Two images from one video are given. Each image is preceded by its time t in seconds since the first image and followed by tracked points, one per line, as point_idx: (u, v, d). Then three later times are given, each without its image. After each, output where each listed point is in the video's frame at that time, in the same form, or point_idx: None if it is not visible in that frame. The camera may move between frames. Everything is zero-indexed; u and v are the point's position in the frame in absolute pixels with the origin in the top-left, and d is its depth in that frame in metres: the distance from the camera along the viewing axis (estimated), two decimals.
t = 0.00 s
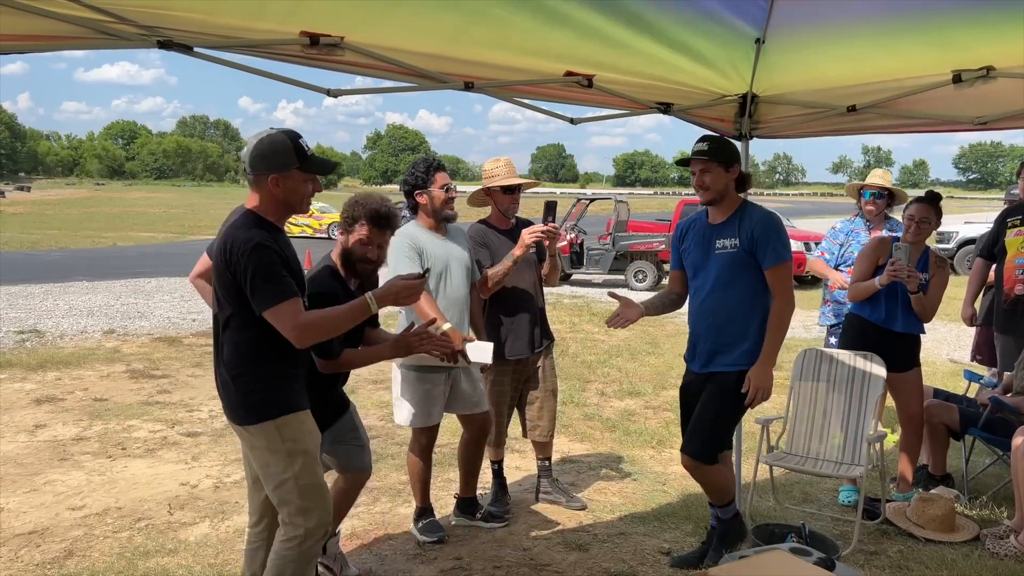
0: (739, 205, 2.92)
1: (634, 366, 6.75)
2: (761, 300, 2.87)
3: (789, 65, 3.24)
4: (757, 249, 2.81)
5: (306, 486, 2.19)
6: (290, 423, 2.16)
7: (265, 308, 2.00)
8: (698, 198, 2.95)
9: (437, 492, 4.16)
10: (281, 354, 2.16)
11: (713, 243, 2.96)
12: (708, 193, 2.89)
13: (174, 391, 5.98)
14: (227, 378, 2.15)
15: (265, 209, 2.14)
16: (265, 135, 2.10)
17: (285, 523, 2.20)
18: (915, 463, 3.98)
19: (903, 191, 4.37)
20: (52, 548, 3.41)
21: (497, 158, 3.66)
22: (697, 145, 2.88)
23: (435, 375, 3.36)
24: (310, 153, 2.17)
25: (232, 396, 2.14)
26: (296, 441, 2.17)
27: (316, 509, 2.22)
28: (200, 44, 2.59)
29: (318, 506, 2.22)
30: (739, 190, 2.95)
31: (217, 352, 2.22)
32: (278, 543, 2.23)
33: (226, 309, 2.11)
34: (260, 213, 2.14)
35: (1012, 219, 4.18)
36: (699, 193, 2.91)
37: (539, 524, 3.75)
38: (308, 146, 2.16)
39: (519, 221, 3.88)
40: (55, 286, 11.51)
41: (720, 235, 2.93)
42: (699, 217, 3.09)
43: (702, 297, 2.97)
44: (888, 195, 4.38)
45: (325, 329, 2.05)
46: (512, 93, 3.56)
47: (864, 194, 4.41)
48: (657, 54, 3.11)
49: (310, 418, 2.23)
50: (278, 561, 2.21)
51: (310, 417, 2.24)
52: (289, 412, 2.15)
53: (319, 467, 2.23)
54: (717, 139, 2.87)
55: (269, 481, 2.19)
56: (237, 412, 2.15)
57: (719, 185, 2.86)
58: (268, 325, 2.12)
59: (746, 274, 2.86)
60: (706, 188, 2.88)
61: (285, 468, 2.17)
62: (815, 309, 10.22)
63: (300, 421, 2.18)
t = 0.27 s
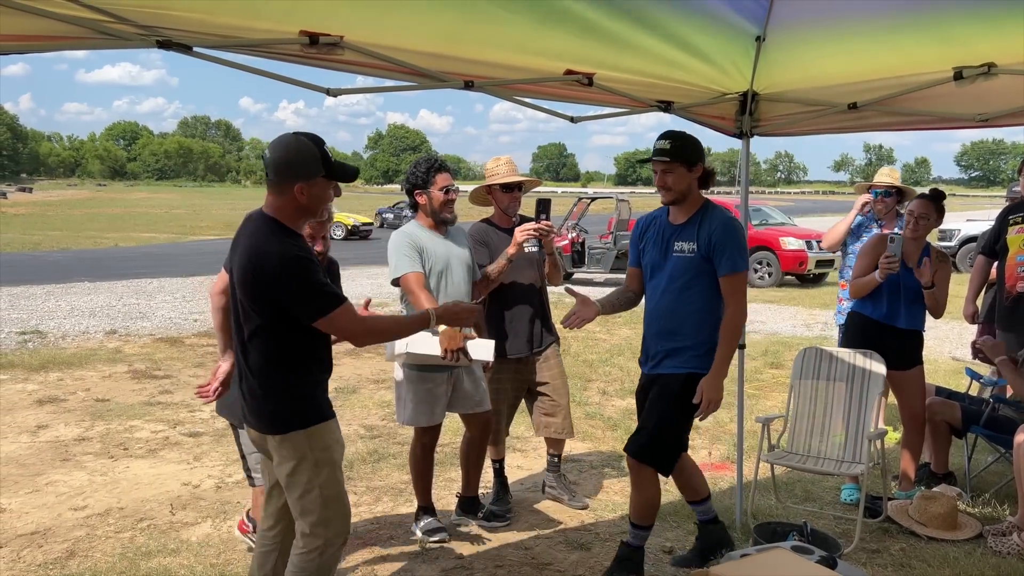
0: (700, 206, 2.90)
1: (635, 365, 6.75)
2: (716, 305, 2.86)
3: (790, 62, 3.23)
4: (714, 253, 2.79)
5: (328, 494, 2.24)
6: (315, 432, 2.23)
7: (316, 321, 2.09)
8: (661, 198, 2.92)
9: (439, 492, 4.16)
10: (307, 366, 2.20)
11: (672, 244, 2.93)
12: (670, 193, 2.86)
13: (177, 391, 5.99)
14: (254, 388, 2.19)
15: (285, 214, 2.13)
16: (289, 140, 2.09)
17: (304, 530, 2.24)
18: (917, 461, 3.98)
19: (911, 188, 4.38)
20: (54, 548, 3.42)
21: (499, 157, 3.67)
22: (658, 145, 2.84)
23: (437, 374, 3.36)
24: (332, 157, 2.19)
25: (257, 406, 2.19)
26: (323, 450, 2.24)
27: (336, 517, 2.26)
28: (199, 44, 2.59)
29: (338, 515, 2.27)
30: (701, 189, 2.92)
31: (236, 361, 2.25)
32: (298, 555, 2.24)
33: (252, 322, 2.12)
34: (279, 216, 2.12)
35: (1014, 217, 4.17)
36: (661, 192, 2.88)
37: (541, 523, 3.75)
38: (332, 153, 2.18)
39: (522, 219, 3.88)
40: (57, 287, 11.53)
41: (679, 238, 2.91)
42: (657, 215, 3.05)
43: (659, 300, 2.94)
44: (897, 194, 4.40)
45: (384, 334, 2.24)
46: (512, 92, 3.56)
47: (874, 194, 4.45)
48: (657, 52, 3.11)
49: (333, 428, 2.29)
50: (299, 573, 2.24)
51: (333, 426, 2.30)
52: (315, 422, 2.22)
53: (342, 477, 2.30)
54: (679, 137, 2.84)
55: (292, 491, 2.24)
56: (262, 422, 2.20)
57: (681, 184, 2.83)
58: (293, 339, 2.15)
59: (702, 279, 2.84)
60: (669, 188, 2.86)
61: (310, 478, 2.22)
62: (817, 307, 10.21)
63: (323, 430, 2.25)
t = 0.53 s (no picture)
0: (668, 194, 2.80)
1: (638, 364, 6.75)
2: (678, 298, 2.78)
3: (791, 60, 3.23)
4: (681, 245, 2.70)
5: (323, 498, 2.24)
6: (316, 436, 2.22)
7: (345, 312, 2.13)
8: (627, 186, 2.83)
9: (442, 490, 4.16)
10: (316, 366, 2.20)
11: (638, 234, 2.83)
12: (636, 181, 2.78)
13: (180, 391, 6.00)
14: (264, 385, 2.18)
15: (306, 209, 2.15)
16: (322, 137, 2.13)
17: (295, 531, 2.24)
18: (920, 459, 3.97)
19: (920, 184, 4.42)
20: (58, 547, 3.43)
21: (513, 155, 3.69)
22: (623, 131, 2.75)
23: (440, 372, 3.36)
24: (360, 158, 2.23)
25: (261, 405, 2.18)
26: (326, 453, 2.24)
27: (329, 522, 2.25)
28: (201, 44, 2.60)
29: (331, 520, 2.26)
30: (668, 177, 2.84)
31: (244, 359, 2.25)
32: (290, 557, 2.24)
33: (263, 320, 2.13)
34: (304, 212, 2.14)
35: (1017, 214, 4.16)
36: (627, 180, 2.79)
37: (544, 522, 3.75)
38: (362, 154, 2.23)
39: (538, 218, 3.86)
40: (61, 287, 11.55)
41: (645, 227, 2.81)
42: (622, 203, 2.95)
43: (623, 291, 2.85)
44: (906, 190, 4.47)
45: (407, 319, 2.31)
46: (514, 91, 3.56)
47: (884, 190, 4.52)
48: (659, 50, 3.11)
49: (337, 433, 2.28)
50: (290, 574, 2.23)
51: (337, 431, 2.29)
52: (321, 423, 2.22)
53: (342, 481, 2.29)
54: (645, 122, 2.75)
55: (291, 490, 2.24)
56: (264, 421, 2.19)
57: (646, 172, 2.74)
58: (304, 338, 2.15)
59: (666, 269, 2.76)
60: (634, 175, 2.77)
61: (310, 479, 2.23)
62: (819, 305, 10.20)
63: (325, 435, 2.24)
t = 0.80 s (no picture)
0: (625, 194, 2.74)
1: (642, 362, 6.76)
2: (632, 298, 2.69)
3: (796, 58, 3.22)
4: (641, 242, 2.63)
5: (327, 496, 2.24)
6: (324, 434, 2.22)
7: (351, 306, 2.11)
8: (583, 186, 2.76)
9: (446, 489, 4.17)
10: (329, 365, 2.21)
11: (597, 234, 2.74)
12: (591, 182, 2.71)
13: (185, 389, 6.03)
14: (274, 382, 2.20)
15: (326, 208, 2.17)
16: (340, 137, 2.14)
17: (299, 529, 2.24)
18: (925, 459, 3.96)
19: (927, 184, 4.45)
20: (64, 546, 3.44)
21: (552, 156, 3.68)
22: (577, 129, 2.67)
23: (444, 371, 3.37)
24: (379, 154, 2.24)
25: (274, 402, 2.20)
26: (331, 453, 2.24)
27: (333, 521, 2.25)
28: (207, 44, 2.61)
29: (335, 519, 2.26)
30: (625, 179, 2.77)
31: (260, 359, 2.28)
32: (292, 556, 2.24)
33: (275, 317, 2.16)
34: (322, 210, 2.16)
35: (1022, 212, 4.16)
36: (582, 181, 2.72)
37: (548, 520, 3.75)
38: (378, 150, 2.23)
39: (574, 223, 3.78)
40: (67, 287, 11.60)
41: (603, 228, 2.72)
42: (578, 203, 2.87)
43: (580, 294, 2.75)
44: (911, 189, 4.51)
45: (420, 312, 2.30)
46: (517, 90, 3.57)
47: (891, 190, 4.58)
48: (663, 49, 3.11)
49: (347, 433, 2.29)
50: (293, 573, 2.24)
51: (347, 432, 2.29)
52: (331, 423, 2.22)
53: (347, 482, 2.29)
54: (601, 120, 2.67)
55: (295, 487, 2.25)
56: (276, 419, 2.20)
57: (603, 171, 2.67)
58: (317, 335, 2.17)
59: (626, 271, 2.68)
60: (589, 175, 2.70)
61: (315, 477, 2.23)
62: (824, 304, 10.19)
63: (335, 434, 2.24)
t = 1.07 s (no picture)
0: (572, 193, 2.58)
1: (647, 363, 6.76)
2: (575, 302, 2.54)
3: (803, 58, 3.21)
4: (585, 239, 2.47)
5: (341, 491, 2.24)
6: (345, 428, 2.23)
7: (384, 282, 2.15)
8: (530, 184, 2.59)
9: (452, 489, 4.17)
10: (356, 355, 2.23)
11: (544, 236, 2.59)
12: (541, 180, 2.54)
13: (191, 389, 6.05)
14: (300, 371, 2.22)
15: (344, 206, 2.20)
16: (345, 136, 2.15)
17: (311, 521, 2.24)
18: (933, 460, 3.95)
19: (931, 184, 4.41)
20: (71, 545, 3.46)
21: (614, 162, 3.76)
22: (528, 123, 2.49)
23: (450, 371, 3.37)
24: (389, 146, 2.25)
25: (304, 393, 2.21)
26: (349, 447, 2.24)
27: (346, 516, 2.26)
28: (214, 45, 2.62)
29: (348, 514, 2.26)
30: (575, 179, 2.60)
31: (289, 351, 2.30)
32: (304, 549, 2.24)
33: (304, 307, 2.18)
34: (344, 206, 2.19)
35: None
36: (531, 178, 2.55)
37: (553, 521, 3.76)
38: (385, 141, 2.23)
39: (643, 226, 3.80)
40: (74, 286, 11.65)
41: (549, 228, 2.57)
42: (532, 202, 2.73)
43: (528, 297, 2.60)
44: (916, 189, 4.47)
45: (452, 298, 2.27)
46: (524, 90, 3.57)
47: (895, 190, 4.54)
48: (669, 50, 3.11)
49: (367, 429, 2.29)
50: (305, 566, 2.24)
51: (367, 428, 2.30)
52: (354, 417, 2.24)
53: (362, 478, 2.30)
54: (551, 115, 2.50)
55: (310, 480, 2.25)
56: (305, 409, 2.21)
57: (552, 169, 2.50)
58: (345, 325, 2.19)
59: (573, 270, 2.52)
60: (538, 173, 2.53)
61: (331, 472, 2.24)
62: (830, 305, 10.17)
63: (354, 429, 2.25)
